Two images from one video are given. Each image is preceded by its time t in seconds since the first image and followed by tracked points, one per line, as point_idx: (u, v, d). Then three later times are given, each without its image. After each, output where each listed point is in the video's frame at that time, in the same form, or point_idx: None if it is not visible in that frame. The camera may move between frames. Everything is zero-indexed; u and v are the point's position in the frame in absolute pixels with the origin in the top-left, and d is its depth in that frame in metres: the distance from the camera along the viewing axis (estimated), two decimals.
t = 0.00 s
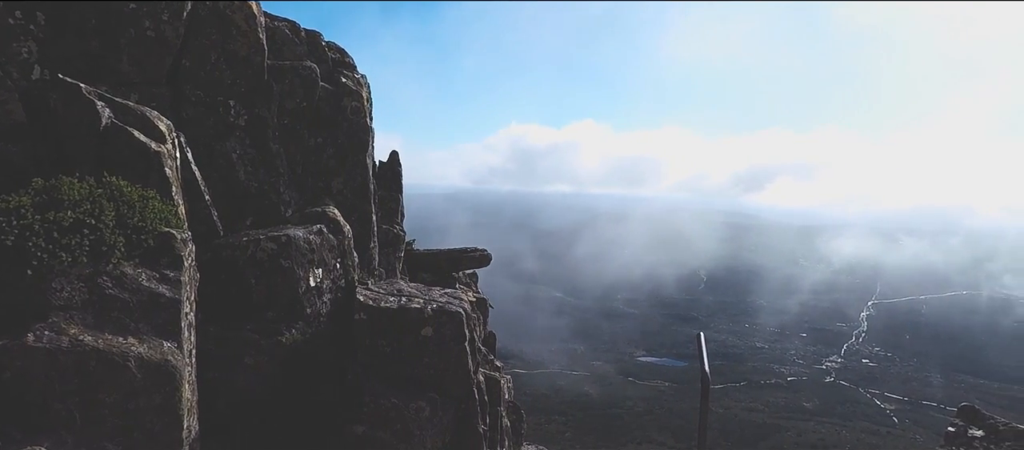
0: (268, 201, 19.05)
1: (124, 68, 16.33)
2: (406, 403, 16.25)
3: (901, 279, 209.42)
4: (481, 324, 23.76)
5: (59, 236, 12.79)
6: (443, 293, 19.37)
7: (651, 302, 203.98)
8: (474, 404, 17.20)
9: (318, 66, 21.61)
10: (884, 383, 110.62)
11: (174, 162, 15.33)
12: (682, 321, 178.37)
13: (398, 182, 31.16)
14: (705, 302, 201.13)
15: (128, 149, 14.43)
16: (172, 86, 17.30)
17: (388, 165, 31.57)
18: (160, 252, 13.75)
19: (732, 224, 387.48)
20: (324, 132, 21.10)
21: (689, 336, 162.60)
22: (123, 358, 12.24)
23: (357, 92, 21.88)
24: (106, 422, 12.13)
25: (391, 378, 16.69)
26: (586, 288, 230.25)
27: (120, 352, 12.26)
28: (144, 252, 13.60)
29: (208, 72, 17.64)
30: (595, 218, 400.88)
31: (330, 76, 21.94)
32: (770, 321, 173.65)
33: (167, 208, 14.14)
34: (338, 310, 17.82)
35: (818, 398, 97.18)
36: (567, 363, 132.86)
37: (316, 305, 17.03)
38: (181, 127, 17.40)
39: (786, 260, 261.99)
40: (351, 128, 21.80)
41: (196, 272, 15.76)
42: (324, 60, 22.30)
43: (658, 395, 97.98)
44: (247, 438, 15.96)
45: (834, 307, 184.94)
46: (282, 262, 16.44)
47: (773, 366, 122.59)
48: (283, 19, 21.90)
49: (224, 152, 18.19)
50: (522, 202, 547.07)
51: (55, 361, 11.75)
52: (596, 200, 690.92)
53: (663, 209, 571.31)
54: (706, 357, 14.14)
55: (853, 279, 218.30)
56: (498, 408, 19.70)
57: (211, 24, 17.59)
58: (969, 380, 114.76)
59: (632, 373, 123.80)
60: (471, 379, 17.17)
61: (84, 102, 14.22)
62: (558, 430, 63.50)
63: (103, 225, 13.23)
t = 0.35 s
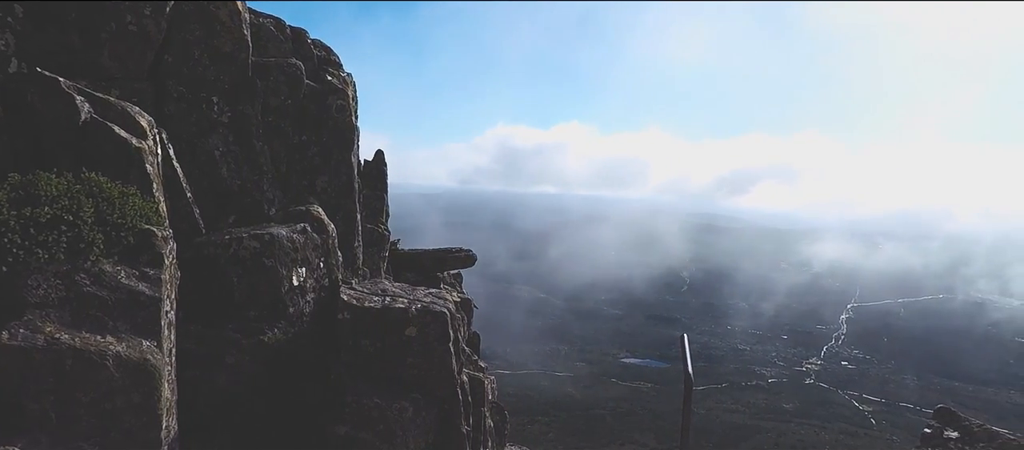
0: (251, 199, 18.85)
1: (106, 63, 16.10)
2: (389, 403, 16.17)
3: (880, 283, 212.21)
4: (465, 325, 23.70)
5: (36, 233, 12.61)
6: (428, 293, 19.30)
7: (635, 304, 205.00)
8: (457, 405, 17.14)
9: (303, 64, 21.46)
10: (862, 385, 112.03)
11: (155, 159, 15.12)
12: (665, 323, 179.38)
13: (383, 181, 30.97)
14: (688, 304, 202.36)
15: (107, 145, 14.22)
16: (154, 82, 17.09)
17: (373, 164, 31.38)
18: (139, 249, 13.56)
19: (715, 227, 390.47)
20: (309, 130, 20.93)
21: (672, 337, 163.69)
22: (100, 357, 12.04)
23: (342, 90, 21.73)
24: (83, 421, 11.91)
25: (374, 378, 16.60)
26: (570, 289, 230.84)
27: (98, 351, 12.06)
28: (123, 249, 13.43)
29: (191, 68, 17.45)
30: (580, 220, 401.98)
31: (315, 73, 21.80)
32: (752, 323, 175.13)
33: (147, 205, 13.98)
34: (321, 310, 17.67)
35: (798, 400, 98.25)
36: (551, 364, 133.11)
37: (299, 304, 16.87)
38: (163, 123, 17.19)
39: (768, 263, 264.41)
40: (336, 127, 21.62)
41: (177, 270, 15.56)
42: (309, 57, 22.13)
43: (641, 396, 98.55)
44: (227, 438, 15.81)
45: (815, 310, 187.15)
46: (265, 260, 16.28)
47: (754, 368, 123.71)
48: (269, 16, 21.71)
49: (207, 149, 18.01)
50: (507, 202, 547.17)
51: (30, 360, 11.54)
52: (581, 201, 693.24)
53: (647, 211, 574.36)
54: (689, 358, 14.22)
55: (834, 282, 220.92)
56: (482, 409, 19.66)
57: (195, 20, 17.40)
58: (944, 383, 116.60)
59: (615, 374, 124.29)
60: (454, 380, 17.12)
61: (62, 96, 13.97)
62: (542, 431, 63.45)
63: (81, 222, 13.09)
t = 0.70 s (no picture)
0: (236, 197, 18.70)
1: (89, 56, 15.86)
2: (374, 404, 16.07)
3: (861, 288, 214.71)
4: (451, 325, 23.65)
5: (15, 227, 12.40)
6: (414, 293, 19.24)
7: (621, 305, 205.61)
8: (442, 406, 17.09)
9: (290, 61, 21.30)
10: (843, 388, 113.13)
11: (138, 154, 14.91)
12: (650, 325, 180.00)
13: (371, 180, 30.79)
14: (673, 306, 203.37)
15: (89, 140, 13.99)
16: (138, 77, 16.85)
17: (361, 163, 31.17)
18: (121, 246, 13.41)
19: (699, 230, 393.17)
20: (297, 127, 20.77)
21: (657, 339, 164.33)
22: (79, 355, 11.83)
23: (330, 89, 21.61)
24: (60, 420, 11.69)
25: (359, 378, 16.51)
26: (556, 289, 231.16)
27: (77, 349, 11.86)
28: (105, 245, 13.30)
29: (176, 63, 17.23)
30: (566, 222, 402.60)
31: (303, 71, 21.65)
32: (736, 326, 176.27)
33: (130, 201, 13.80)
34: (306, 309, 17.52)
35: (781, 402, 99.03)
36: (536, 365, 133.04)
37: (283, 303, 16.70)
38: (147, 118, 16.96)
39: (752, 266, 266.48)
40: (323, 125, 21.47)
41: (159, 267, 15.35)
42: (297, 55, 21.97)
43: (626, 398, 98.78)
44: (208, 437, 15.58)
45: (798, 313, 188.75)
46: (250, 258, 16.11)
47: (737, 371, 124.50)
48: (256, 12, 21.51)
49: (192, 145, 17.81)
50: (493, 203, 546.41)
51: (8, 356, 11.28)
52: (568, 203, 694.61)
53: (633, 213, 576.82)
54: (674, 359, 14.27)
55: (816, 287, 223.17)
56: (467, 410, 19.60)
57: (181, 14, 17.21)
58: (923, 386, 118.14)
59: (600, 376, 124.46)
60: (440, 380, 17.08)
61: (43, 88, 13.70)
62: (524, 433, 63.34)
63: (61, 217, 12.93)
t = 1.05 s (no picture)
0: (220, 195, 18.49)
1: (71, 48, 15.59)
2: (356, 405, 15.95)
3: (841, 297, 216.99)
4: (435, 328, 23.57)
5: None
6: (398, 295, 19.16)
7: (604, 309, 206.16)
8: (426, 407, 17.00)
9: (277, 58, 21.12)
10: (823, 394, 114.09)
11: (119, 149, 14.69)
12: (634, 330, 180.50)
13: (357, 181, 30.61)
14: (657, 311, 204.09)
15: (69, 132, 13.74)
16: (121, 71, 16.58)
17: (347, 163, 30.97)
18: (100, 243, 13.23)
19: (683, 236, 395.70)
20: (283, 125, 20.58)
21: (640, 344, 164.98)
22: (56, 353, 11.54)
23: (318, 87, 21.44)
24: (34, 419, 11.33)
25: (341, 380, 16.39)
26: (539, 292, 231.34)
27: (53, 347, 11.56)
28: (83, 242, 13.12)
29: (161, 57, 16.98)
30: (551, 225, 402.91)
31: (290, 69, 21.47)
32: (718, 332, 177.42)
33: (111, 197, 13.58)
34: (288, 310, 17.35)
35: (762, 407, 99.76)
36: (519, 368, 132.91)
37: (266, 303, 16.51)
38: (129, 113, 16.67)
39: (734, 273, 268.53)
40: (310, 123, 21.30)
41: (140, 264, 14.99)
42: (284, 52, 21.77)
43: (609, 402, 99.02)
44: (187, 438, 15.29)
45: (779, 319, 190.41)
46: (233, 257, 15.89)
47: (719, 376, 125.15)
48: (243, 8, 21.27)
49: (176, 141, 17.54)
50: (479, 205, 545.32)
51: None
52: (553, 206, 695.61)
53: (618, 218, 579.02)
54: (657, 363, 14.30)
55: (797, 294, 225.27)
56: (450, 413, 19.50)
57: (166, 9, 17.02)
58: (901, 393, 119.68)
59: (583, 380, 124.44)
60: (423, 383, 17.01)
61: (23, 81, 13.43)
62: (506, 438, 63.03)
63: (40, 212, 12.64)
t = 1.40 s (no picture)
0: (204, 192, 18.28)
1: (51, 41, 15.32)
2: (340, 406, 15.88)
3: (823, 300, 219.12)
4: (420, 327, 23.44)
5: None
6: (384, 294, 19.07)
7: (590, 311, 206.76)
8: (410, 409, 16.94)
9: (264, 56, 20.89)
10: (806, 396, 115.01)
11: (100, 144, 14.42)
12: (619, 331, 180.97)
13: (343, 179, 30.42)
14: (642, 313, 204.69)
15: (47, 126, 13.44)
16: (103, 67, 16.27)
17: (333, 162, 30.76)
18: (80, 241, 13.05)
19: (668, 239, 397.61)
20: (269, 123, 20.37)
21: (625, 346, 165.54)
22: (31, 352, 11.26)
23: (305, 85, 21.27)
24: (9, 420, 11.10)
25: (325, 381, 16.29)
26: (525, 293, 231.46)
27: (28, 347, 11.28)
28: (62, 238, 12.92)
29: (145, 52, 16.70)
30: (537, 227, 403.11)
31: (276, 66, 21.24)
32: (702, 334, 178.48)
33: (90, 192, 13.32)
34: (272, 310, 17.15)
35: (743, 409, 100.45)
36: (503, 370, 132.77)
37: (250, 302, 16.29)
38: (112, 109, 16.37)
39: (719, 276, 270.33)
40: (296, 122, 21.11)
41: (121, 262, 14.69)
42: (271, 49, 21.56)
43: (593, 403, 99.14)
44: (167, 440, 15.04)
45: (763, 322, 191.85)
46: (216, 255, 15.65)
47: (703, 378, 125.82)
48: (229, 4, 21.00)
49: (160, 137, 17.29)
50: (466, 206, 543.97)
51: None
52: (540, 208, 696.03)
53: (604, 220, 580.94)
54: (641, 363, 14.30)
55: (781, 297, 227.17)
56: (434, 413, 19.44)
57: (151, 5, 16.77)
58: (880, 395, 121.14)
59: (568, 382, 124.46)
60: (408, 383, 16.95)
61: None
62: (490, 442, 62.73)
63: (16, 208, 12.34)
